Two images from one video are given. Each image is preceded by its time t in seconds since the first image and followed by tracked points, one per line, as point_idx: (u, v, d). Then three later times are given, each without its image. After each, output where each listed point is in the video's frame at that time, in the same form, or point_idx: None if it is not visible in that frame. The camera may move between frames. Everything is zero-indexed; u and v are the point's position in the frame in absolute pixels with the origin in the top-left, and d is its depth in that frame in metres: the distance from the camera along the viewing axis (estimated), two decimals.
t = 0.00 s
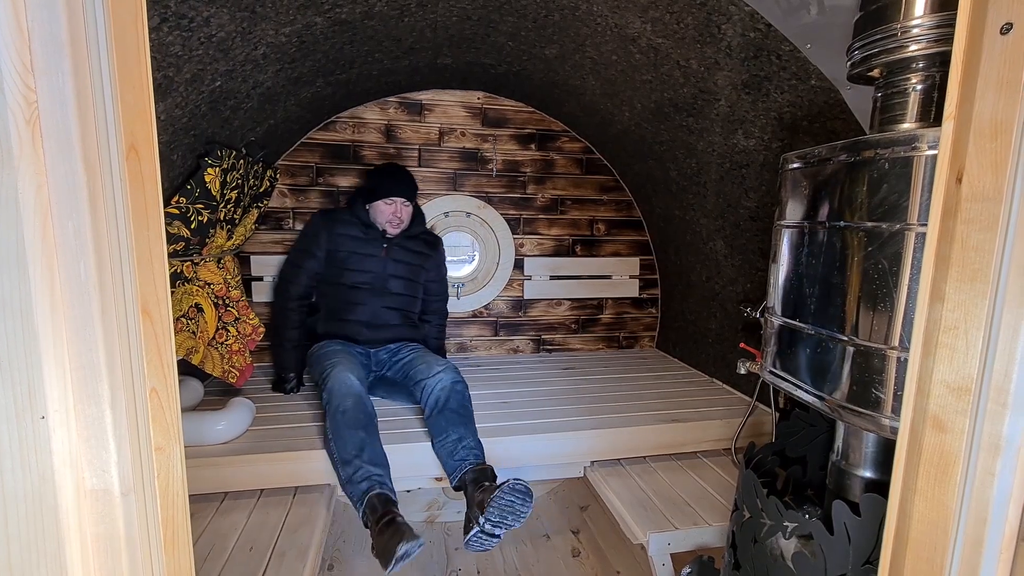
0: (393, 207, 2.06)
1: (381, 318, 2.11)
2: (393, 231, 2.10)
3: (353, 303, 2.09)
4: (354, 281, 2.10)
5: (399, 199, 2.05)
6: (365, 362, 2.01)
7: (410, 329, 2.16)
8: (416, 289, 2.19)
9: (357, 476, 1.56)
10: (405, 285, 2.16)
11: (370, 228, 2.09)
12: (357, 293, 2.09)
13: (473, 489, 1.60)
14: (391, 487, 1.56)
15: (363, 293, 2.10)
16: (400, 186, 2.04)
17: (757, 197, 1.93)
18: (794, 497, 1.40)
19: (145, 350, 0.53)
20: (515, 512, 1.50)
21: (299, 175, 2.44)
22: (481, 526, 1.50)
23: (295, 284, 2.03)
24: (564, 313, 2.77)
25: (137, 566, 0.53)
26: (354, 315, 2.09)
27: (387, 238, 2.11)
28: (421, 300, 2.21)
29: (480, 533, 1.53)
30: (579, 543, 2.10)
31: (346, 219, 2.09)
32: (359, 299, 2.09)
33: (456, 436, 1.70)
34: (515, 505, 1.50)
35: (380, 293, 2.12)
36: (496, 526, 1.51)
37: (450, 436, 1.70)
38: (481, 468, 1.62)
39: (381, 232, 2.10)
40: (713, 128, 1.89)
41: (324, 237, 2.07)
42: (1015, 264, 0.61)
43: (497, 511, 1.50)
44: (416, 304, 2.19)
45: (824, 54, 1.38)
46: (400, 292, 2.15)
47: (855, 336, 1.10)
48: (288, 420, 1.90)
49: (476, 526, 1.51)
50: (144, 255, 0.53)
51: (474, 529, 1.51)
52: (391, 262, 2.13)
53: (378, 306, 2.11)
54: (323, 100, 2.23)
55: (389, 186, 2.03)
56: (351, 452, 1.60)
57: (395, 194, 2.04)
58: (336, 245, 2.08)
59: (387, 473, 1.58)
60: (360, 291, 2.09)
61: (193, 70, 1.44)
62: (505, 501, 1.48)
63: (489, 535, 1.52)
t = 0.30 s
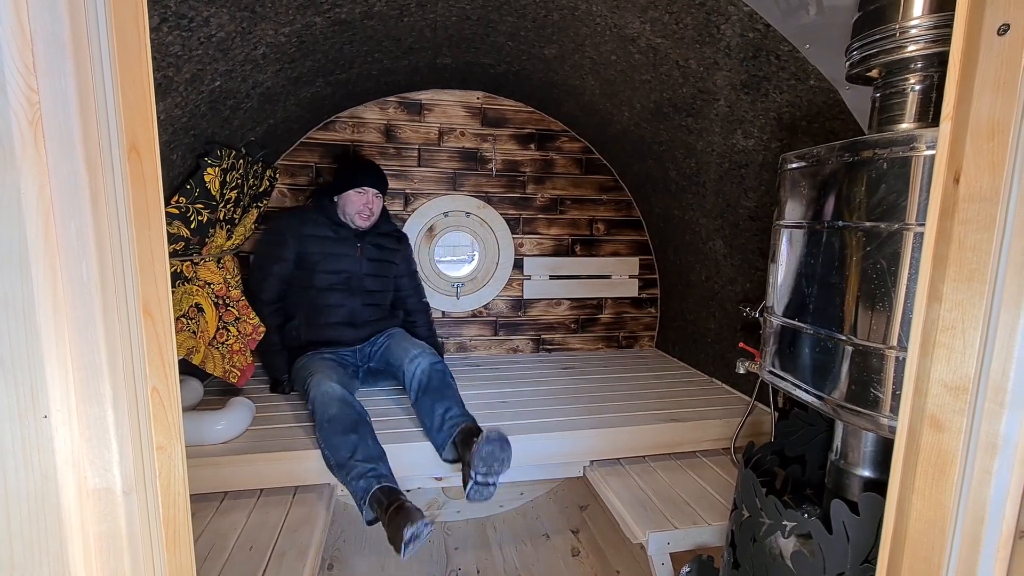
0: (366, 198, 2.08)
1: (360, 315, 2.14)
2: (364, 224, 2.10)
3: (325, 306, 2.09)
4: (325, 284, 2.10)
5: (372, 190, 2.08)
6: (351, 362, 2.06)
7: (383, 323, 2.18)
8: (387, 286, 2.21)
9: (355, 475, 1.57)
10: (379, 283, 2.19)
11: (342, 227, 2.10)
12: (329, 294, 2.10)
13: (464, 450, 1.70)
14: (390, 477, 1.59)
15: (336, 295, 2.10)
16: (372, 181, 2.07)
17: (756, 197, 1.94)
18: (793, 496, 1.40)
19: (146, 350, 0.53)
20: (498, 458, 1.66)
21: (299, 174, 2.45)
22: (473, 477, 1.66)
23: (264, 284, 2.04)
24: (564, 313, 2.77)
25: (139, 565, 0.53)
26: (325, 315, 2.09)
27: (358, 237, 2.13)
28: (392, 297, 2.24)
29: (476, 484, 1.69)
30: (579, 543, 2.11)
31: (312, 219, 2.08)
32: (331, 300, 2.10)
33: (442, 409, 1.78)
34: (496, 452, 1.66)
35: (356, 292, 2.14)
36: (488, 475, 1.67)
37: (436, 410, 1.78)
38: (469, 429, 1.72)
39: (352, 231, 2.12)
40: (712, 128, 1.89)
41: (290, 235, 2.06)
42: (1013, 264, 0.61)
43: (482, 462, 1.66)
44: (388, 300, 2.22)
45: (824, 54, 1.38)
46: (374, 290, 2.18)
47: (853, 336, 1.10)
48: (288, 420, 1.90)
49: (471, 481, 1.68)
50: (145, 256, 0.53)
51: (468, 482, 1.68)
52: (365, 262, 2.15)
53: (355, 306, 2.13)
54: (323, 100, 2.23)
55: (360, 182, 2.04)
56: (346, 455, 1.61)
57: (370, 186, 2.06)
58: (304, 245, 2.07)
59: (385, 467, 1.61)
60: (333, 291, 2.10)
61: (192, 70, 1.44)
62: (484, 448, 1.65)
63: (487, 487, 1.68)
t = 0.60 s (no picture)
0: (373, 203, 2.09)
1: (365, 316, 2.14)
2: (365, 228, 2.12)
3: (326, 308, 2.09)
4: (325, 284, 2.09)
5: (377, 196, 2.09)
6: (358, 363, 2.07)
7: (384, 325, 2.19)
8: (386, 286, 2.22)
9: (369, 471, 1.59)
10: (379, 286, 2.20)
11: (342, 231, 2.10)
12: (331, 296, 2.10)
13: (488, 440, 1.72)
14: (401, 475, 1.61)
15: (340, 296, 2.11)
16: (375, 187, 2.07)
17: (756, 198, 1.94)
18: (792, 495, 1.41)
19: (153, 351, 0.54)
20: (540, 435, 1.68)
21: (299, 174, 2.45)
22: (510, 457, 1.65)
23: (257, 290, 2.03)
24: (564, 313, 2.78)
25: (145, 563, 0.54)
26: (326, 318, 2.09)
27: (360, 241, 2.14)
28: (393, 297, 2.26)
29: (507, 467, 1.68)
30: (579, 543, 2.13)
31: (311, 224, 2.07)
32: (330, 302, 2.09)
33: (462, 405, 1.81)
34: (540, 428, 1.68)
35: (358, 293, 2.14)
36: (524, 455, 1.68)
37: (458, 406, 1.81)
38: (491, 422, 1.74)
39: (353, 236, 2.12)
40: (712, 128, 1.90)
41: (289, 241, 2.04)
42: (1011, 263, 0.61)
43: (525, 439, 1.66)
44: (387, 302, 2.22)
45: (824, 54, 1.38)
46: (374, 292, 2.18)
47: (852, 336, 1.11)
48: (289, 420, 1.91)
49: (505, 462, 1.66)
50: (152, 258, 0.53)
51: (503, 463, 1.66)
52: (366, 265, 2.16)
53: (359, 306, 2.13)
54: (324, 100, 2.24)
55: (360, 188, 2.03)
56: (359, 451, 1.62)
57: (373, 192, 2.07)
58: (306, 251, 2.06)
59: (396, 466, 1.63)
60: (333, 294, 2.10)
61: (193, 70, 1.45)
62: (529, 427, 1.65)
63: (518, 469, 1.68)
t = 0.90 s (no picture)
0: (411, 212, 2.05)
1: (377, 321, 2.13)
2: (399, 235, 2.09)
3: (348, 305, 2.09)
4: (352, 286, 2.09)
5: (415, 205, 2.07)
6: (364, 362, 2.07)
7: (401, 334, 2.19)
8: (406, 294, 2.22)
9: (376, 447, 1.64)
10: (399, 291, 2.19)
11: (369, 235, 2.09)
12: (354, 296, 2.09)
13: (494, 443, 1.72)
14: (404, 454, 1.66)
15: (362, 297, 2.10)
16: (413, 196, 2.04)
17: (755, 198, 1.94)
18: (791, 495, 1.41)
19: (154, 351, 0.54)
20: (548, 440, 1.68)
21: (299, 175, 2.45)
22: (516, 460, 1.66)
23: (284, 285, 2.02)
24: (563, 313, 2.78)
25: (146, 563, 0.54)
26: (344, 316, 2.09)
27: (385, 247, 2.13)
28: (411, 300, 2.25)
29: (512, 471, 1.67)
30: (578, 542, 2.13)
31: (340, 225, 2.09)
32: (354, 301, 2.09)
33: (470, 408, 1.81)
34: (548, 434, 1.68)
35: (381, 297, 2.14)
36: (530, 459, 1.68)
37: (465, 409, 1.81)
38: (496, 427, 1.74)
39: (380, 240, 2.10)
40: (711, 129, 1.90)
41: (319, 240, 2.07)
42: (1008, 264, 0.61)
43: (532, 444, 1.67)
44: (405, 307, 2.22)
45: (823, 55, 1.38)
46: (395, 298, 2.18)
47: (852, 336, 1.11)
48: (289, 420, 1.91)
49: (510, 466, 1.66)
50: (153, 259, 0.54)
51: (508, 467, 1.66)
52: (388, 270, 2.15)
53: (376, 309, 2.13)
54: (324, 100, 2.24)
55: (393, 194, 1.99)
56: (367, 428, 1.68)
57: (412, 202, 2.04)
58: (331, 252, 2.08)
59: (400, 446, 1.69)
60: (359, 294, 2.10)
61: (194, 70, 1.45)
62: (538, 430, 1.66)
63: (523, 475, 1.68)
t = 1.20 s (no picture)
0: (423, 222, 2.02)
1: (381, 328, 2.13)
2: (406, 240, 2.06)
3: (350, 312, 2.09)
4: (356, 291, 2.10)
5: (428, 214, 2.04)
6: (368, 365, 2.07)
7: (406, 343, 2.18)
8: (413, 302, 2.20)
9: (389, 445, 1.66)
10: (406, 301, 2.17)
11: (379, 244, 2.09)
12: (358, 302, 2.09)
13: (497, 445, 1.72)
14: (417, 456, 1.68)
15: (365, 303, 2.10)
16: (427, 205, 2.01)
17: (755, 199, 1.94)
18: (792, 497, 1.42)
19: (161, 358, 0.54)
20: (551, 439, 1.67)
21: (299, 175, 2.45)
22: (520, 460, 1.66)
23: (302, 284, 2.04)
24: (564, 313, 2.78)
25: (154, 567, 0.54)
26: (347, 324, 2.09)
27: (394, 256, 2.11)
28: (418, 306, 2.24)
29: (516, 471, 1.67)
30: (579, 543, 2.14)
31: (353, 231, 2.09)
32: (357, 308, 2.09)
33: (470, 410, 1.81)
34: (551, 432, 1.67)
35: (385, 306, 2.13)
36: (535, 458, 1.68)
37: (466, 411, 1.80)
38: (498, 430, 1.74)
39: (391, 250, 2.10)
40: (712, 130, 1.90)
41: (332, 243, 2.08)
42: (1009, 269, 0.62)
43: (535, 443, 1.66)
44: (410, 316, 2.21)
45: (824, 57, 1.39)
46: (400, 307, 2.16)
47: (852, 338, 1.11)
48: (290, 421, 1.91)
49: (514, 466, 1.66)
50: (160, 266, 0.54)
51: (512, 467, 1.66)
52: (397, 280, 2.13)
53: (380, 317, 2.13)
54: (324, 101, 2.24)
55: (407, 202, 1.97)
56: (378, 426, 1.69)
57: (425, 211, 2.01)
58: (343, 256, 2.08)
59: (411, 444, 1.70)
60: (362, 300, 2.10)
61: (196, 72, 1.45)
62: (541, 430, 1.65)
63: (528, 475, 1.68)
